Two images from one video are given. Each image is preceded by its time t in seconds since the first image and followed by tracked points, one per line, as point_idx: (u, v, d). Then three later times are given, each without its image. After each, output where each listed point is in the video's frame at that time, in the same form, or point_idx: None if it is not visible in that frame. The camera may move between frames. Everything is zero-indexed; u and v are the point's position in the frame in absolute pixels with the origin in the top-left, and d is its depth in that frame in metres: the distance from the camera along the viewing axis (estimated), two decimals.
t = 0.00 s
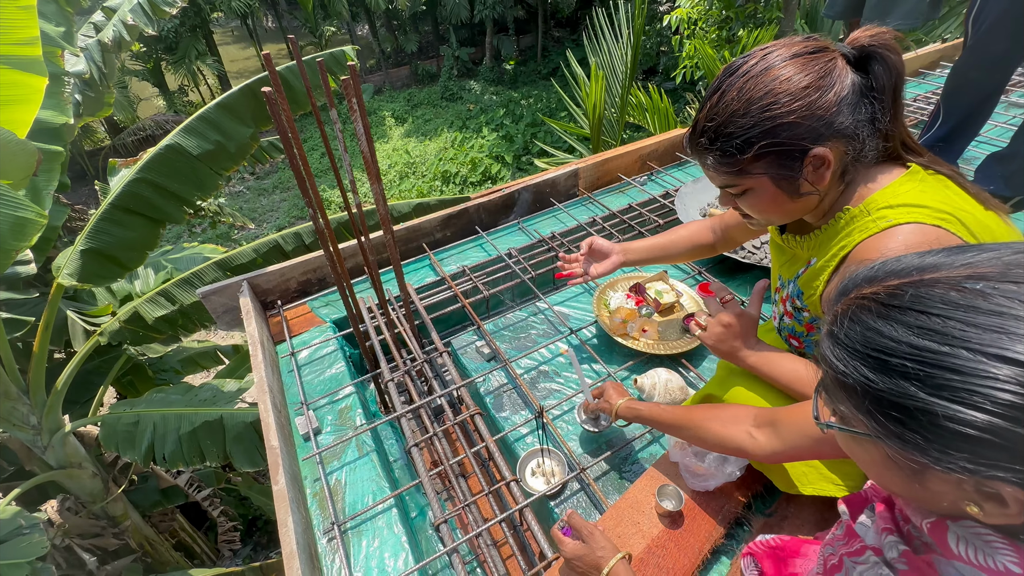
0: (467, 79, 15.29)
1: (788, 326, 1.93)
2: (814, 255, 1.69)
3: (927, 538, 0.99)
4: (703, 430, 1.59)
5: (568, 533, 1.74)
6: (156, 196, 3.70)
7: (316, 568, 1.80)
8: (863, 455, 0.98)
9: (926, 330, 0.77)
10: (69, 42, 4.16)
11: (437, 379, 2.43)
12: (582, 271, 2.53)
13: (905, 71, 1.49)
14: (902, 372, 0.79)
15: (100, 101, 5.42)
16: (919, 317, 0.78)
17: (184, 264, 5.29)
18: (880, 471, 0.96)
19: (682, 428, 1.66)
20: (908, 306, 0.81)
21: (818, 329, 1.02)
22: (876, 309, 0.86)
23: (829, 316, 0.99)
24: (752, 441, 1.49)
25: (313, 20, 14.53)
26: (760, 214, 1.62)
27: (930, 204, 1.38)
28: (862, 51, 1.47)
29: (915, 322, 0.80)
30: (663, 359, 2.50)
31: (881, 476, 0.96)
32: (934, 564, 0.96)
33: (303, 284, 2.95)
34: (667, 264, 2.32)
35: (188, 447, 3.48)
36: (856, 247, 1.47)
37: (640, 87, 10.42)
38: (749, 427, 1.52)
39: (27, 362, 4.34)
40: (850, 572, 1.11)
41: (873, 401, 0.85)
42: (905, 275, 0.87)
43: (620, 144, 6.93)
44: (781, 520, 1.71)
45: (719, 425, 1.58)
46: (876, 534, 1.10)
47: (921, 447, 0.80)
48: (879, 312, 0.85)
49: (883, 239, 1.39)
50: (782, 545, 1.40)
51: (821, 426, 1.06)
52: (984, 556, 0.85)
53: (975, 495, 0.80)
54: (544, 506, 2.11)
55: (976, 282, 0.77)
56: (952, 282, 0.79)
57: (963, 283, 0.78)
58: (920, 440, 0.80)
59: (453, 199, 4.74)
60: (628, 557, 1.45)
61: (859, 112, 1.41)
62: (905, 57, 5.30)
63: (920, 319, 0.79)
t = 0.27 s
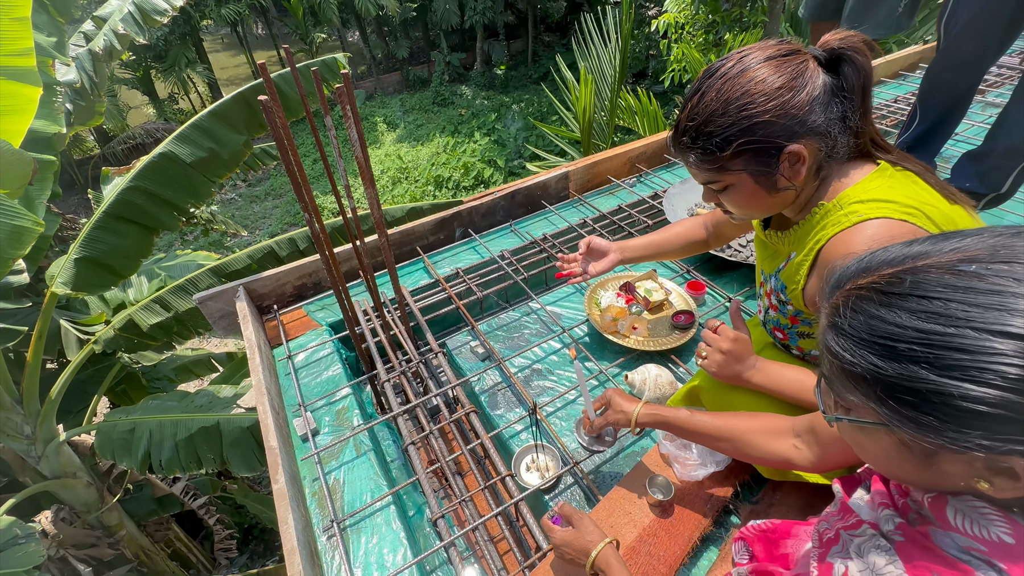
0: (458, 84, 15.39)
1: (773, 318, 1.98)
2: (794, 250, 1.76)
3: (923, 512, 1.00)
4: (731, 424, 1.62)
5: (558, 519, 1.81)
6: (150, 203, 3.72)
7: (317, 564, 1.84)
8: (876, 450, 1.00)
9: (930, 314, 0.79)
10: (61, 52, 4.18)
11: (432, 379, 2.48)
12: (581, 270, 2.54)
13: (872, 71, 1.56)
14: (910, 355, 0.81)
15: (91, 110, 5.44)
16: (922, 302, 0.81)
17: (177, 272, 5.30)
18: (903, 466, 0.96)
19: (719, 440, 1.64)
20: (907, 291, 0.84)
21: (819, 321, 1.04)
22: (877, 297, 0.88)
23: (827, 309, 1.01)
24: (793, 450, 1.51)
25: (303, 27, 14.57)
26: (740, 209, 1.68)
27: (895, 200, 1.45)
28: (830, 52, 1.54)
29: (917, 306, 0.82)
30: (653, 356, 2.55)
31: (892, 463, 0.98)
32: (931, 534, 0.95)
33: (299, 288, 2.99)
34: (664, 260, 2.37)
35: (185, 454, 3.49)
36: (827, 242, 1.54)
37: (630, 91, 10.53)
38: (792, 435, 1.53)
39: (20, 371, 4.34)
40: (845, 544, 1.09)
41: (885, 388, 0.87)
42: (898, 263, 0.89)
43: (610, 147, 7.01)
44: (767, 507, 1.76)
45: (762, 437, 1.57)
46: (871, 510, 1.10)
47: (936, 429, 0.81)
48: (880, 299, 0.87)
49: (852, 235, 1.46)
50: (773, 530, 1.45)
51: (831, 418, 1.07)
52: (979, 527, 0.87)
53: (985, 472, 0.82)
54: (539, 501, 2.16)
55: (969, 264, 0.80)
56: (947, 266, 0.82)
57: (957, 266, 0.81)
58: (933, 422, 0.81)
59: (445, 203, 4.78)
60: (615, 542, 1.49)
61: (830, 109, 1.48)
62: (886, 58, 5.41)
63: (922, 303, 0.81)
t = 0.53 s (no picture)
0: (448, 90, 15.45)
1: (760, 313, 1.99)
2: (780, 246, 1.78)
3: (948, 508, 0.98)
4: (734, 459, 1.54)
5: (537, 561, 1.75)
6: (138, 214, 3.72)
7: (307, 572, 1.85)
8: (914, 457, 0.95)
9: (985, 310, 0.75)
10: (49, 64, 4.19)
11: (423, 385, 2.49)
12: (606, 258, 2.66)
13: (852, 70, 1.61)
14: (968, 355, 0.76)
15: (79, 121, 5.44)
16: (974, 298, 0.76)
17: (167, 282, 5.28)
18: (939, 470, 0.92)
19: (725, 480, 1.54)
20: (953, 287, 0.79)
21: (849, 323, 0.99)
22: (922, 296, 0.83)
23: (857, 310, 0.96)
24: (802, 469, 1.47)
25: (293, 35, 14.58)
26: (734, 208, 1.70)
27: (876, 197, 1.49)
28: (813, 51, 1.59)
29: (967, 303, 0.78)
30: (641, 359, 2.58)
31: (929, 471, 0.94)
32: (958, 532, 0.94)
33: (288, 297, 3.00)
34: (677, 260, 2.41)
35: (177, 465, 3.47)
36: (812, 239, 1.57)
37: (620, 96, 10.61)
38: (797, 454, 1.49)
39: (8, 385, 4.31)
40: (861, 544, 1.08)
41: (938, 389, 0.82)
42: (935, 260, 0.85)
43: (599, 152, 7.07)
44: (750, 505, 1.79)
45: (768, 463, 1.51)
46: (880, 508, 1.12)
47: (998, 430, 0.77)
48: (926, 297, 0.82)
49: (835, 233, 1.50)
50: (764, 528, 1.44)
51: (867, 423, 1.01)
52: (1011, 526, 0.86)
53: None
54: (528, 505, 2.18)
55: (1016, 258, 0.77)
56: (990, 261, 0.78)
57: (1003, 260, 0.77)
58: (992, 423, 0.77)
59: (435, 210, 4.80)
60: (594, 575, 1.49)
61: (818, 105, 1.52)
62: (866, 62, 5.51)
63: (973, 300, 0.76)
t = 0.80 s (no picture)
0: (440, 94, 15.48)
1: (752, 306, 1.91)
2: (780, 241, 1.74)
3: (982, 517, 0.95)
4: (730, 495, 1.44)
5: None
6: (126, 223, 3.70)
7: None
8: (967, 471, 0.89)
9: None
10: (34, 72, 4.17)
11: (412, 393, 2.48)
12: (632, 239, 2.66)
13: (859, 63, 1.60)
14: None
15: (66, 129, 5.42)
16: None
17: (156, 290, 5.25)
18: (994, 485, 0.87)
19: (723, 515, 1.44)
20: None
21: (894, 333, 0.91)
22: (992, 299, 0.76)
23: (905, 318, 0.88)
24: (799, 492, 1.37)
25: (284, 41, 14.57)
26: (743, 199, 1.67)
27: (872, 199, 1.46)
28: (823, 43, 1.57)
29: None
30: (631, 363, 2.59)
31: (986, 484, 0.88)
32: (1004, 542, 0.91)
33: (278, 305, 2.99)
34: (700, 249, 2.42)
35: (166, 476, 3.44)
36: (806, 237, 1.54)
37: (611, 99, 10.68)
38: (792, 477, 1.39)
39: None
40: (897, 557, 1.05)
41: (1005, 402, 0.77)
42: (992, 263, 0.80)
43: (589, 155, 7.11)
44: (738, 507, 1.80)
45: (765, 490, 1.41)
46: (902, 517, 1.08)
47: None
48: (996, 301, 0.76)
49: (829, 232, 1.46)
50: (760, 538, 1.38)
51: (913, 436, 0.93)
52: None
53: None
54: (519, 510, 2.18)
55: None
56: None
57: None
58: None
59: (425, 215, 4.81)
60: None
61: (830, 95, 1.49)
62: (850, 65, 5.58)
63: None
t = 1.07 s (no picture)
0: (433, 97, 15.49)
1: (739, 303, 1.94)
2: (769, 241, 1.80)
3: (989, 512, 0.97)
4: (723, 505, 1.45)
5: None
6: (120, 229, 3.70)
7: None
8: (996, 468, 0.89)
9: None
10: (25, 79, 4.16)
11: (408, 396, 2.49)
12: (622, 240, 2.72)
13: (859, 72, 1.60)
14: None
15: (57, 135, 5.41)
16: None
17: (150, 296, 5.23)
18: (1015, 481, 0.89)
19: (718, 528, 1.45)
20: None
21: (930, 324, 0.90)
22: None
23: (939, 308, 0.89)
24: (795, 498, 1.37)
25: (276, 44, 14.55)
26: (732, 193, 1.69)
27: (856, 201, 1.47)
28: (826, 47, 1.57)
29: None
30: (625, 364, 2.61)
31: (1004, 483, 0.91)
32: (1015, 536, 0.92)
33: (273, 310, 3.00)
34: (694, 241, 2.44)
35: (161, 482, 3.42)
36: (792, 235, 1.54)
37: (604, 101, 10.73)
38: (786, 484, 1.40)
39: None
40: (908, 552, 1.04)
41: None
42: None
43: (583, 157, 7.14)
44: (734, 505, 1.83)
45: (759, 499, 1.42)
46: (908, 516, 1.10)
47: None
48: None
49: (813, 230, 1.46)
50: (759, 540, 1.40)
51: (945, 428, 0.94)
52: None
53: None
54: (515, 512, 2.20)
55: None
56: None
57: None
58: None
59: (420, 219, 4.82)
60: None
61: (826, 100, 1.50)
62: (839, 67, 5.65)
63: None
